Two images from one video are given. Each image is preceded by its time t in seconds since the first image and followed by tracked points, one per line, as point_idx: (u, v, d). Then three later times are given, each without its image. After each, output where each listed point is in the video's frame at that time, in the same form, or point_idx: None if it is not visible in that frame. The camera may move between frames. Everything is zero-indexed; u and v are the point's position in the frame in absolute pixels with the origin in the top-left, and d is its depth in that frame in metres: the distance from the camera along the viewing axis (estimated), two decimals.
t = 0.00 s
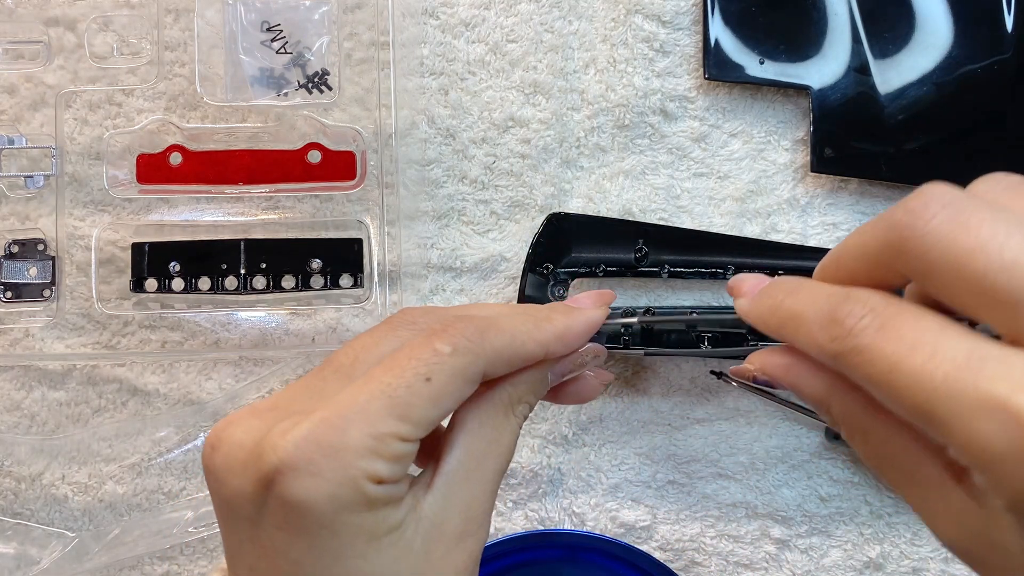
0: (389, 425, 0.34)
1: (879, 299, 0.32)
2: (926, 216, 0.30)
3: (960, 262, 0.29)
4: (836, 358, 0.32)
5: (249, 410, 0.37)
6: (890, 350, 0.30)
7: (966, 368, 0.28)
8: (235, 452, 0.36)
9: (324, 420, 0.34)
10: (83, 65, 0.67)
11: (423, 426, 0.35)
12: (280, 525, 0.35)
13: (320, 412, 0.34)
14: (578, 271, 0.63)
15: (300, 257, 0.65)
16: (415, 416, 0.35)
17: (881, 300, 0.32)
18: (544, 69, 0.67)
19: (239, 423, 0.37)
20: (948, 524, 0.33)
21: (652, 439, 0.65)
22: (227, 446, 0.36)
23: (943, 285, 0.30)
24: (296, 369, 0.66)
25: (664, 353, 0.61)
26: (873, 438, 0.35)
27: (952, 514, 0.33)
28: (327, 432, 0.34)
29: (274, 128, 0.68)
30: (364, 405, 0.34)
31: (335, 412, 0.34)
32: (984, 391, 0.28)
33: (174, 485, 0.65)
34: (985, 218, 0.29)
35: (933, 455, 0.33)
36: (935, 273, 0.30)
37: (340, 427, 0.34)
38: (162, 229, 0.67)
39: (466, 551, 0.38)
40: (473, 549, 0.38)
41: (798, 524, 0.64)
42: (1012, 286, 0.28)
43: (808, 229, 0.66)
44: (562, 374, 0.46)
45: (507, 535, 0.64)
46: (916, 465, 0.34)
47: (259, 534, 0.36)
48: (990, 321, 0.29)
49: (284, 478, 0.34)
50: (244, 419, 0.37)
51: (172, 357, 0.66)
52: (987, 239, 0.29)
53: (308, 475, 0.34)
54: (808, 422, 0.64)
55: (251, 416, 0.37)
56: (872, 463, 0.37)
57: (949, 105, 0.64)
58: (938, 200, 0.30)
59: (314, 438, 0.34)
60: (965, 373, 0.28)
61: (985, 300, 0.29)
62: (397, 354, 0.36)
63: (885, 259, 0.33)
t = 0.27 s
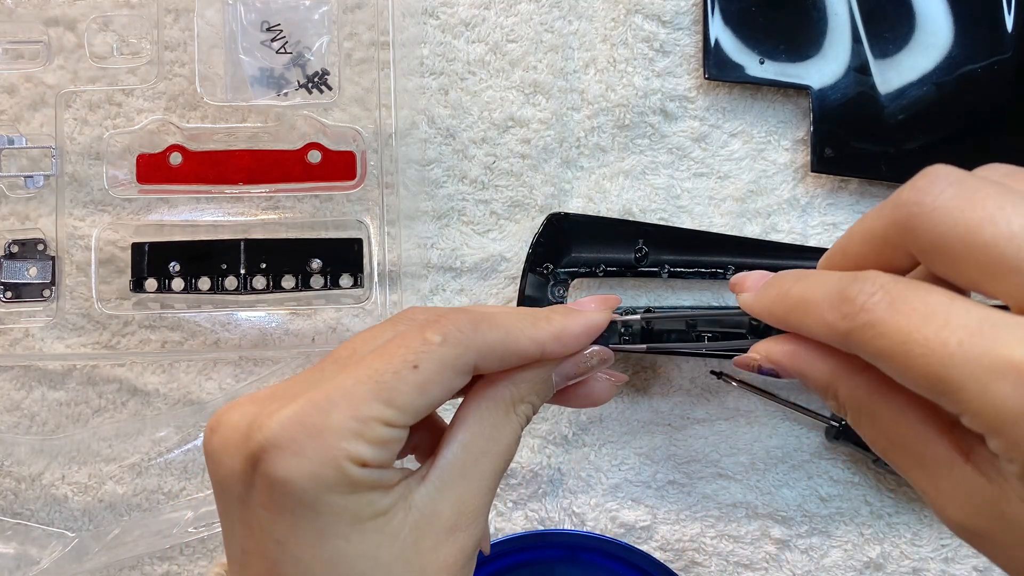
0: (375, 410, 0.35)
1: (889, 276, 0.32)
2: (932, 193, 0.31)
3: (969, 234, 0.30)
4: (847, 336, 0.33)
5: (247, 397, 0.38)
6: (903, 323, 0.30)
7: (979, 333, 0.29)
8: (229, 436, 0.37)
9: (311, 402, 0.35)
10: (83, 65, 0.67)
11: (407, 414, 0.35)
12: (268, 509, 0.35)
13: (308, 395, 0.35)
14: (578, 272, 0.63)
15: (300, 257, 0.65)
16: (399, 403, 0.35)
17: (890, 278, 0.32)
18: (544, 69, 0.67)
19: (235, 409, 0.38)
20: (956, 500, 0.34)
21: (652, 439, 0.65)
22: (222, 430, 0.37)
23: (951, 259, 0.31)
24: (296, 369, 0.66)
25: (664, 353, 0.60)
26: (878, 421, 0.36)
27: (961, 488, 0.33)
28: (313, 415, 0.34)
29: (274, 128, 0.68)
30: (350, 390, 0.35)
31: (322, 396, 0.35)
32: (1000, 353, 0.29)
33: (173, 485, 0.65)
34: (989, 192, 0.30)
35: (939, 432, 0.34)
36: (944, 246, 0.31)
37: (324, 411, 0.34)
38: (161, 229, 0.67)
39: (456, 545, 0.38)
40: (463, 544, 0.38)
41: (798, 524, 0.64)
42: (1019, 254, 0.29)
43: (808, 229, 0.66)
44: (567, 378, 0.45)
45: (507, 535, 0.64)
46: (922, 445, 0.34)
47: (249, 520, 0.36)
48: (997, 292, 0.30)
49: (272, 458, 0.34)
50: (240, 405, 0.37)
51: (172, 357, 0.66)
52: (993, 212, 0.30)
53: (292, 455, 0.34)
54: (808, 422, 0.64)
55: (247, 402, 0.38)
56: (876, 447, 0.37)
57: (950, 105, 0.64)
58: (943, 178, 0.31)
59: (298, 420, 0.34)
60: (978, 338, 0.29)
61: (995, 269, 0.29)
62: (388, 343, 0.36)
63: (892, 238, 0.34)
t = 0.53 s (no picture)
0: (324, 423, 0.32)
1: (900, 253, 0.33)
2: (943, 174, 0.31)
3: (977, 218, 0.30)
4: (854, 308, 0.34)
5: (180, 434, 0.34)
6: (907, 299, 0.31)
7: (979, 314, 0.30)
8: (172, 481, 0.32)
9: (261, 433, 0.31)
10: (83, 65, 0.67)
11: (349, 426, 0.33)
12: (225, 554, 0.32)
13: (247, 425, 0.32)
14: (578, 272, 0.63)
15: (300, 257, 0.65)
16: (344, 410, 0.32)
17: (902, 255, 0.33)
18: (544, 69, 0.67)
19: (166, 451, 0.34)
20: (949, 465, 0.36)
21: (652, 439, 0.65)
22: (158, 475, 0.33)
23: (960, 239, 0.31)
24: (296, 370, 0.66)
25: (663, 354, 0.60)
26: (887, 386, 0.37)
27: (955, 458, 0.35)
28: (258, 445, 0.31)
29: (274, 128, 0.68)
30: (298, 414, 0.32)
31: (265, 422, 0.32)
32: (994, 337, 0.29)
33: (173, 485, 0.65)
34: (1001, 175, 0.30)
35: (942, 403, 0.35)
36: (952, 227, 0.31)
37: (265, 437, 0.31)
38: (161, 229, 0.67)
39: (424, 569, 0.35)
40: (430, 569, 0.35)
41: (798, 524, 0.64)
42: None
43: (808, 229, 0.66)
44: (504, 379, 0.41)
45: (507, 535, 0.63)
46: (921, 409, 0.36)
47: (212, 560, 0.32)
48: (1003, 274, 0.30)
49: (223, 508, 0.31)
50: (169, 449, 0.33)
51: (172, 357, 0.66)
52: (1002, 195, 0.30)
53: (258, 494, 0.30)
54: (807, 422, 0.65)
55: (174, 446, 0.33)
56: (880, 407, 0.38)
57: (950, 105, 0.64)
58: (954, 160, 0.32)
59: (247, 455, 0.31)
60: (976, 321, 0.30)
61: (1000, 252, 0.30)
62: (325, 359, 0.34)
63: (910, 215, 0.34)
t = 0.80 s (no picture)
0: (355, 533, 0.32)
1: (825, 256, 0.37)
2: (857, 184, 0.35)
3: (882, 227, 0.34)
4: (785, 303, 0.38)
5: (120, 519, 0.36)
6: (824, 295, 0.35)
7: (881, 305, 0.33)
8: None
9: (292, 557, 0.31)
10: (83, 65, 0.67)
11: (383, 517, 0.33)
12: None
13: (248, 539, 0.32)
14: (578, 272, 0.63)
15: (300, 257, 0.65)
16: (372, 508, 0.32)
17: (825, 258, 0.37)
18: (544, 69, 0.67)
19: (110, 538, 0.36)
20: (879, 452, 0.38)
21: (653, 439, 0.65)
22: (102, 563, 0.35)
23: (876, 243, 0.35)
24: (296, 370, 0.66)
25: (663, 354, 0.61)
26: (818, 379, 0.40)
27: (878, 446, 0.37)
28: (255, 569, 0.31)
29: (274, 128, 0.68)
30: (308, 514, 0.32)
31: (262, 538, 0.32)
32: (892, 325, 0.32)
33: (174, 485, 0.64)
34: (904, 190, 0.34)
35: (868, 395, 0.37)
36: (861, 234, 0.35)
37: (263, 556, 0.31)
38: (162, 229, 0.67)
39: None
40: None
41: (798, 524, 0.64)
42: (927, 241, 0.33)
43: (808, 229, 0.66)
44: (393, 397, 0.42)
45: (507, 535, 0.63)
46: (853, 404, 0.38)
47: None
48: (907, 273, 0.34)
49: None
50: (126, 542, 0.34)
51: (172, 357, 0.66)
52: (903, 207, 0.33)
53: None
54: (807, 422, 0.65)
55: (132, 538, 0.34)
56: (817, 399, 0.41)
57: (950, 105, 0.64)
58: (868, 175, 0.35)
59: (234, 572, 0.31)
60: (877, 311, 0.33)
61: (899, 256, 0.34)
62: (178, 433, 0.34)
63: (837, 227, 0.38)
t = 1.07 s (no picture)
0: (463, 451, 0.35)
1: (767, 235, 0.42)
2: (796, 168, 0.40)
3: (815, 202, 0.38)
4: (732, 279, 0.43)
5: (200, 456, 0.38)
6: (765, 269, 0.40)
7: (815, 275, 0.38)
8: (230, 502, 0.36)
9: (411, 473, 0.34)
10: (83, 65, 0.67)
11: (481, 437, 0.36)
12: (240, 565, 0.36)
13: (368, 462, 0.34)
14: (578, 272, 0.64)
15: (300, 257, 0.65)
16: (473, 430, 0.36)
17: (768, 238, 0.42)
18: (544, 69, 0.67)
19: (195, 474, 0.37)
20: (823, 416, 0.43)
21: (653, 439, 0.65)
22: (197, 494, 0.37)
23: (816, 217, 0.39)
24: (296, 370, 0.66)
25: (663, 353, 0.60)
26: (771, 351, 0.44)
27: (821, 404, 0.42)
28: (377, 488, 0.34)
29: (274, 128, 0.68)
30: (422, 437, 0.35)
31: (379, 462, 0.34)
32: (820, 293, 0.37)
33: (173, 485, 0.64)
34: (835, 167, 0.38)
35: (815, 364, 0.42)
36: (798, 210, 0.40)
37: (383, 476, 0.34)
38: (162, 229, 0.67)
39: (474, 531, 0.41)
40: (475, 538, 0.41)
41: (798, 524, 0.64)
42: (859, 212, 0.37)
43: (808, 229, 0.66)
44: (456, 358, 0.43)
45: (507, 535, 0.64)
46: (800, 371, 0.43)
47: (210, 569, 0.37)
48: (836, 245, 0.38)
49: (284, 536, 0.34)
50: (229, 469, 0.37)
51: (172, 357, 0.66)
52: (834, 182, 0.38)
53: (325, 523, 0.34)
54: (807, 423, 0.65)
55: (237, 465, 0.36)
56: (772, 370, 0.46)
57: (950, 105, 0.64)
58: (803, 156, 0.40)
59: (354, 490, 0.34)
60: (811, 281, 0.38)
61: (830, 229, 0.38)
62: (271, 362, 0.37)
63: (779, 206, 0.42)
